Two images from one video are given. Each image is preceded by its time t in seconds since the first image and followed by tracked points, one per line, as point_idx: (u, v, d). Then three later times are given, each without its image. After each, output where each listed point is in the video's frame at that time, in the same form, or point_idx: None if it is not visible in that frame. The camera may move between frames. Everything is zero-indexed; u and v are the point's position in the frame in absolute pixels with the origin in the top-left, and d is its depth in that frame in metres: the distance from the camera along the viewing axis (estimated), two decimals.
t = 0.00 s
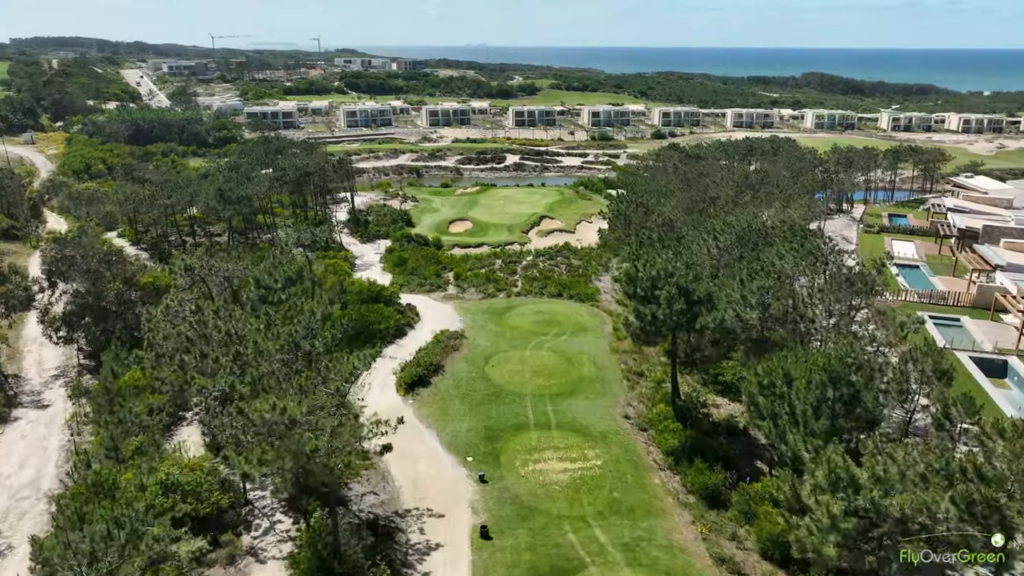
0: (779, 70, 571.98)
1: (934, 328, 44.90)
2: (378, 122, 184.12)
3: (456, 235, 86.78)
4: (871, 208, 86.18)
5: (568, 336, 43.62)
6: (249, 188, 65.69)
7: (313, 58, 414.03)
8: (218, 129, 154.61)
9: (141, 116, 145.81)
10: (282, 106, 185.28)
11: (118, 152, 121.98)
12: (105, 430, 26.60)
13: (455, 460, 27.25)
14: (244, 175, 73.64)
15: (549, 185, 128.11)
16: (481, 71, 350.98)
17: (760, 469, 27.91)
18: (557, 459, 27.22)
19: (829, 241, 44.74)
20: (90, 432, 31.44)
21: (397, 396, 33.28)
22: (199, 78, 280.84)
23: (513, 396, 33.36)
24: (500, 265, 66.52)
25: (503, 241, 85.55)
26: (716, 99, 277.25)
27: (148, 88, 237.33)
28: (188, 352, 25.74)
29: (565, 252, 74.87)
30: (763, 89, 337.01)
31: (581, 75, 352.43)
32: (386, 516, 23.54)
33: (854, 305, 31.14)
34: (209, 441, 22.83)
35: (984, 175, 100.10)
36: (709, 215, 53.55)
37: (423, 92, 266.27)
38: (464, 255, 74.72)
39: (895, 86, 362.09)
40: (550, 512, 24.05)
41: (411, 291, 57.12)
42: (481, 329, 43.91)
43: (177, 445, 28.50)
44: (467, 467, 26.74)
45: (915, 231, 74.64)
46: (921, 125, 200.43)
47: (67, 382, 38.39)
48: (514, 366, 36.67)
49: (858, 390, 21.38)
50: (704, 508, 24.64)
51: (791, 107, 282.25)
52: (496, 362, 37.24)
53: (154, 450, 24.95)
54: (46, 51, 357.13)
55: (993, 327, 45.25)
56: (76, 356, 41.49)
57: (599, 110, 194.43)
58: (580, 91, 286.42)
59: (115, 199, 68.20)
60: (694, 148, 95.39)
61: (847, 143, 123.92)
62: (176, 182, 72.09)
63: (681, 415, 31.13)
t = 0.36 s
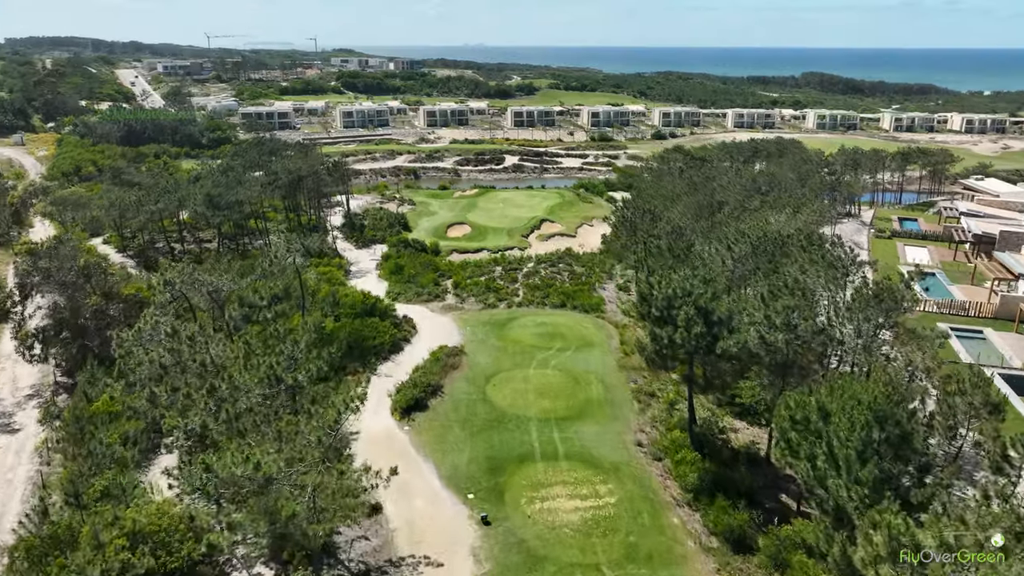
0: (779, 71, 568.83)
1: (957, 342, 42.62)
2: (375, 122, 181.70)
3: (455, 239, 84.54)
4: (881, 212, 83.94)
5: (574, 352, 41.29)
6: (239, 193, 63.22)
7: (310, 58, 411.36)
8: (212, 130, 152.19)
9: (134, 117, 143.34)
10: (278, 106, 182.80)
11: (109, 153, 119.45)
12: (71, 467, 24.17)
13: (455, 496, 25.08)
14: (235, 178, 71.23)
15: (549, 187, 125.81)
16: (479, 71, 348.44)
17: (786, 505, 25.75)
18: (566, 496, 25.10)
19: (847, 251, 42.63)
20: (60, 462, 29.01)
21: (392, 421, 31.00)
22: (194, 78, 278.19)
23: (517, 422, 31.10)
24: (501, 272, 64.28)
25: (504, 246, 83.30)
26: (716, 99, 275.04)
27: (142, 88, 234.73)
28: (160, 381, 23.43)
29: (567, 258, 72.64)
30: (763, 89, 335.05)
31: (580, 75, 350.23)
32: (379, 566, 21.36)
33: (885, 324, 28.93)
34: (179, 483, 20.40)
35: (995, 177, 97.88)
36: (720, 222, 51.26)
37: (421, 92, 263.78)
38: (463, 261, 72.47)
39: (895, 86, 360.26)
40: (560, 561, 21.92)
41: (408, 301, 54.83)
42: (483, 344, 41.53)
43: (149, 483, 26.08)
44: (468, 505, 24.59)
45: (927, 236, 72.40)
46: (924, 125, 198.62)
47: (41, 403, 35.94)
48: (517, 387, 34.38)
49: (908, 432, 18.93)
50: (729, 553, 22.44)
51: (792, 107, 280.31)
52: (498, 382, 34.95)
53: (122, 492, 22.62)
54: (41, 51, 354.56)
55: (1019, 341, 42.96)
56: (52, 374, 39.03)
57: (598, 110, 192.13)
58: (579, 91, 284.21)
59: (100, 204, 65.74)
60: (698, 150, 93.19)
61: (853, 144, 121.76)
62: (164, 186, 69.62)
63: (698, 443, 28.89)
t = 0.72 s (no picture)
0: (779, 71, 567.20)
1: (985, 359, 40.22)
2: (372, 123, 179.13)
3: (453, 245, 82.13)
4: (892, 216, 81.62)
5: (579, 371, 38.79)
6: (228, 200, 60.73)
7: (307, 58, 408.50)
8: (206, 132, 149.58)
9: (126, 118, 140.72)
10: (273, 107, 180.09)
11: (99, 156, 116.82)
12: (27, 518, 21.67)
13: (454, 547, 22.92)
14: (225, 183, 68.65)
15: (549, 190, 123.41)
16: (477, 71, 345.77)
17: (821, 552, 23.31)
18: (578, 546, 22.97)
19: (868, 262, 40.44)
20: (21, 500, 26.46)
21: (385, 454, 28.55)
22: (189, 78, 275.35)
23: (521, 453, 28.70)
24: (500, 281, 61.86)
25: (503, 252, 80.89)
26: (716, 99, 272.64)
27: (136, 89, 232.05)
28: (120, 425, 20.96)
29: (569, 265, 70.26)
30: (763, 89, 332.78)
31: (579, 74, 347.68)
32: None
33: (921, 349, 26.59)
34: (135, 542, 18.10)
35: (1006, 180, 95.57)
36: (730, 231, 49.07)
37: (419, 92, 261.21)
38: (461, 268, 70.08)
39: (896, 86, 357.83)
40: None
41: (404, 313, 52.40)
42: (482, 363, 39.01)
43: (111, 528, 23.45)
44: (468, 558, 22.41)
45: (942, 242, 70.04)
46: (927, 125, 196.59)
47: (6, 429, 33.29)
48: (520, 411, 31.94)
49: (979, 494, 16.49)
50: None
51: (793, 107, 278.21)
52: (500, 407, 32.44)
53: (77, 550, 20.09)
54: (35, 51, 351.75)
55: None
56: (21, 397, 36.39)
57: (598, 111, 189.66)
58: (579, 91, 281.80)
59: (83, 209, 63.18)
60: (702, 152, 90.87)
61: (858, 146, 119.34)
62: (150, 192, 67.06)
63: (719, 480, 26.57)
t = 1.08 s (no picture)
0: (779, 70, 565.22)
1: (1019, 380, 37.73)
2: (368, 124, 176.48)
3: (451, 251, 79.62)
4: (904, 221, 79.19)
5: (586, 393, 36.25)
6: (215, 206, 58.10)
7: (305, 57, 405.53)
8: (199, 133, 146.76)
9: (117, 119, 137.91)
10: (268, 108, 177.34)
11: (88, 158, 114.10)
12: None
13: None
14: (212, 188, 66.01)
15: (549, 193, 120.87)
16: (475, 71, 343.16)
17: None
18: None
19: (892, 274, 38.07)
20: None
21: (376, 493, 25.97)
22: (184, 78, 272.38)
23: (525, 492, 26.24)
24: (500, 290, 59.35)
25: (503, 258, 78.37)
26: (716, 99, 270.28)
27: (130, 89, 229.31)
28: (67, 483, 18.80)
29: (571, 272, 67.80)
30: (764, 88, 330.29)
31: (578, 74, 345.16)
32: None
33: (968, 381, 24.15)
34: None
35: (1018, 183, 93.19)
36: (744, 243, 46.74)
37: (416, 92, 258.61)
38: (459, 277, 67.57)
39: (897, 86, 355.24)
40: None
41: (400, 326, 49.87)
42: (481, 385, 36.41)
43: None
44: None
45: (958, 248, 67.58)
46: (931, 126, 194.26)
47: None
48: (524, 442, 29.44)
49: None
50: None
51: (794, 107, 275.89)
52: (502, 437, 29.92)
53: None
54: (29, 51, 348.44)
55: None
56: None
57: (598, 111, 187.11)
58: (578, 91, 279.21)
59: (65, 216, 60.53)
60: (705, 155, 88.37)
61: (865, 148, 116.83)
62: (135, 196, 64.38)
63: (745, 526, 24.06)
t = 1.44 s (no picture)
0: (779, 70, 562.77)
1: None
2: (365, 125, 173.57)
3: (449, 257, 76.82)
4: (918, 226, 76.52)
5: (595, 421, 33.47)
6: (201, 214, 55.15)
7: (301, 57, 402.12)
8: (192, 134, 143.64)
9: (108, 120, 134.79)
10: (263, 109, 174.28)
11: (76, 160, 111.00)
12: None
13: None
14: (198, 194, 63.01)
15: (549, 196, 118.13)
16: (473, 71, 340.23)
17: None
18: None
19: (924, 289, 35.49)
20: None
21: (365, 546, 23.29)
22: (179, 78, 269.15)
23: (531, 543, 23.52)
24: (500, 302, 56.51)
25: (502, 265, 75.58)
26: (717, 99, 267.76)
27: (123, 89, 226.13)
28: None
29: (574, 280, 65.01)
30: (764, 88, 327.71)
31: (577, 74, 342.43)
32: None
33: None
34: None
35: None
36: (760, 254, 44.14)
37: (414, 92, 255.64)
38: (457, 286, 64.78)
39: (898, 86, 352.69)
40: None
41: (395, 341, 47.03)
42: (481, 413, 33.61)
43: None
44: None
45: (977, 255, 64.95)
46: (936, 126, 191.80)
47: None
48: (528, 482, 26.71)
49: None
50: None
51: (795, 107, 273.43)
52: (504, 475, 27.21)
53: None
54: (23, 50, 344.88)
55: None
56: None
57: (599, 112, 184.32)
58: (577, 91, 276.48)
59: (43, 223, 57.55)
60: (712, 158, 85.62)
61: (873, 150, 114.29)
62: (118, 202, 61.39)
63: None
